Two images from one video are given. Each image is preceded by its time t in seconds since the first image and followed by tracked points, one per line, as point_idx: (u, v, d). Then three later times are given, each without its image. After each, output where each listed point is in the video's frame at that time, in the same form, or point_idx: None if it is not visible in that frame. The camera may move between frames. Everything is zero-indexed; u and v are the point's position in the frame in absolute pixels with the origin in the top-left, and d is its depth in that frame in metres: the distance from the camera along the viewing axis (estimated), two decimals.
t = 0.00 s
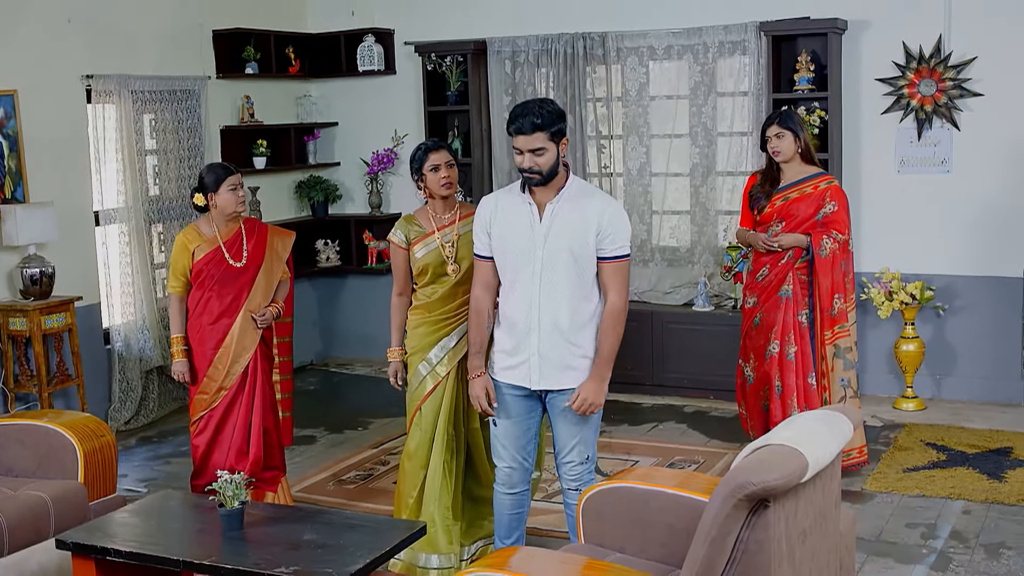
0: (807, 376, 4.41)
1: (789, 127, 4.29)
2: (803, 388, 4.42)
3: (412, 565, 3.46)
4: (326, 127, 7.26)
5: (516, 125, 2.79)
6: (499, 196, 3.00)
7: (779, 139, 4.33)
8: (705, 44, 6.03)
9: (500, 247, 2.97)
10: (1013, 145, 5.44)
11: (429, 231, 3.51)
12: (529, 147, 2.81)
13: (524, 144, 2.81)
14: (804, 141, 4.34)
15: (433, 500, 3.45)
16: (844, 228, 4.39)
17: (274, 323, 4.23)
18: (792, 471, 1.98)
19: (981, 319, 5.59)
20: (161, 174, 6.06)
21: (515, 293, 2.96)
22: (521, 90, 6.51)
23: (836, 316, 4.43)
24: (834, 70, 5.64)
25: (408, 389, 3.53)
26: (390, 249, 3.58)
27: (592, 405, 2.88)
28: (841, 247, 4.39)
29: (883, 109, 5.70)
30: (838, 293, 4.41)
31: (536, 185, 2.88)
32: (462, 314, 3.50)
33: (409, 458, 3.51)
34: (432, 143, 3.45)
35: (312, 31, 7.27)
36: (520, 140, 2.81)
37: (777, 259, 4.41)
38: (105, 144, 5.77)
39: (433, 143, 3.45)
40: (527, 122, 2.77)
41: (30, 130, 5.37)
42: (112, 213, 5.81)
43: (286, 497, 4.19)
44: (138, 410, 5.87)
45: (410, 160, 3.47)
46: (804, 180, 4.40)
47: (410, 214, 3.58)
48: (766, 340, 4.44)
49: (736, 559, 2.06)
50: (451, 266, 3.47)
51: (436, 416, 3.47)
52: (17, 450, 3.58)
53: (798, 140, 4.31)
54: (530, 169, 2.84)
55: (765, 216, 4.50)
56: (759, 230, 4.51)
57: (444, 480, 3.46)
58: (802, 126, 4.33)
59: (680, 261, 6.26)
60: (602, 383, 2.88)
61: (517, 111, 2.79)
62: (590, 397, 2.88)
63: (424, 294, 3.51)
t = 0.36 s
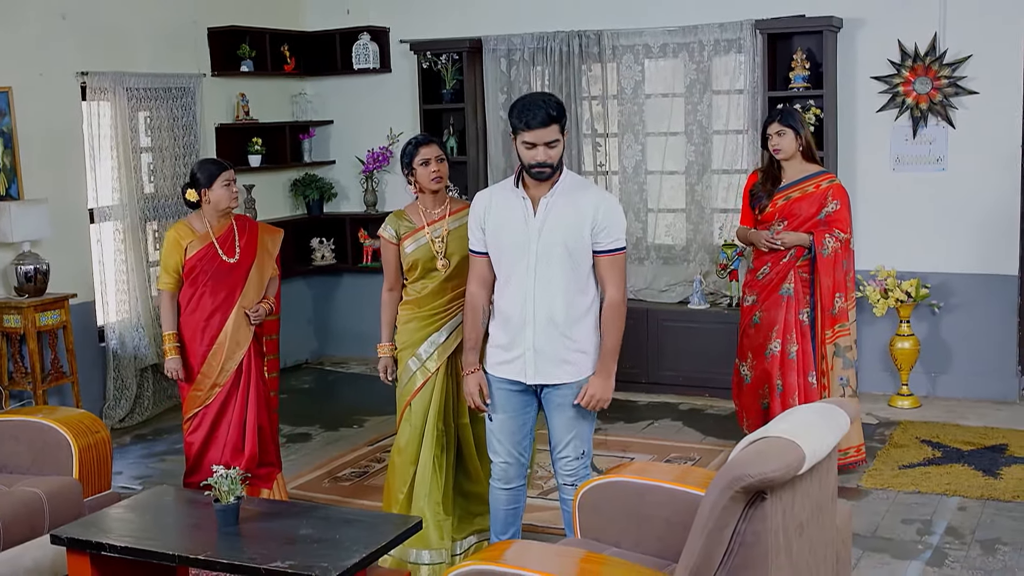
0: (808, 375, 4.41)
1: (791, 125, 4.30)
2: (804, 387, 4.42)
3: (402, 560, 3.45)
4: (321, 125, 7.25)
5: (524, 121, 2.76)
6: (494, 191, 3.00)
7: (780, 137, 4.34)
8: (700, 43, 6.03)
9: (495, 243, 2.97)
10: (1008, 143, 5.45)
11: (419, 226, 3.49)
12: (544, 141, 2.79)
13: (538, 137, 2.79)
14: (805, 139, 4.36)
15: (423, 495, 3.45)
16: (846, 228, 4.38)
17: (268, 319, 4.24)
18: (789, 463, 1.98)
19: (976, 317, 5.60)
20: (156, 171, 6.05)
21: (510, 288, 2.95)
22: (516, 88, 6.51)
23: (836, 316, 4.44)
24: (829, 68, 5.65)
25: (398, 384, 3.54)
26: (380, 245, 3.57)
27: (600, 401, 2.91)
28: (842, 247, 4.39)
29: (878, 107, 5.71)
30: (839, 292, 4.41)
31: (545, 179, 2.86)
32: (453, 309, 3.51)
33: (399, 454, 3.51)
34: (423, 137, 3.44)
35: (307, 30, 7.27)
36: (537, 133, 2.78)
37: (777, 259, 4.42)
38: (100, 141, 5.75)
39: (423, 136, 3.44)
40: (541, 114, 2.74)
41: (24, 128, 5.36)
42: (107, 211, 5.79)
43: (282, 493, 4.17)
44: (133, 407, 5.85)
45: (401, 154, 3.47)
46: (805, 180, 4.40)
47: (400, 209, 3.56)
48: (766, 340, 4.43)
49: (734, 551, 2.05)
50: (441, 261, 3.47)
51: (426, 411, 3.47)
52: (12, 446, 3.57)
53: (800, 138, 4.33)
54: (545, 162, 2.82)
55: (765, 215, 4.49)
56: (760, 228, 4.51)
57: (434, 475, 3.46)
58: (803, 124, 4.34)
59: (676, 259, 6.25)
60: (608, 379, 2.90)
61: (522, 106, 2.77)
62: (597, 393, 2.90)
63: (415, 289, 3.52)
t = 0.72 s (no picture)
0: (809, 373, 4.40)
1: (786, 122, 4.28)
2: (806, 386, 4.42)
3: (396, 556, 3.44)
4: (316, 123, 7.24)
5: (530, 110, 2.76)
6: (489, 184, 3.00)
7: (774, 133, 4.32)
8: (695, 40, 6.03)
9: (491, 235, 2.97)
10: (1004, 140, 5.46)
11: (409, 221, 3.49)
12: (551, 132, 2.79)
13: (544, 128, 2.78)
14: (799, 137, 4.33)
15: (416, 489, 3.45)
16: (843, 227, 4.37)
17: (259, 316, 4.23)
18: (786, 453, 1.98)
19: (971, 313, 5.61)
20: (150, 169, 6.04)
21: (507, 281, 2.96)
22: (512, 85, 6.51)
23: (834, 316, 4.43)
24: (824, 65, 5.66)
25: (389, 380, 3.54)
26: (368, 240, 3.57)
27: (578, 388, 2.89)
28: (840, 246, 4.37)
29: (873, 103, 5.71)
30: (837, 293, 4.40)
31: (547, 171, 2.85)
32: (443, 304, 3.50)
33: (390, 450, 3.51)
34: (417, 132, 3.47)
35: (302, 27, 7.26)
36: (543, 124, 2.77)
37: (776, 258, 4.39)
38: (94, 138, 5.73)
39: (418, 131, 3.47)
40: (548, 105, 2.75)
41: (18, 125, 5.35)
42: (101, 209, 5.78)
43: (278, 488, 4.16)
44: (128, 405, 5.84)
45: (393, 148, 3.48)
46: (801, 178, 4.38)
47: (390, 204, 3.56)
48: (765, 339, 4.44)
49: (731, 542, 2.05)
50: (430, 257, 3.47)
51: (417, 406, 3.47)
52: (6, 442, 3.56)
53: (794, 136, 4.31)
54: (550, 153, 2.81)
55: (761, 215, 4.46)
56: (755, 228, 4.48)
57: (427, 469, 3.46)
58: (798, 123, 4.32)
59: (671, 256, 6.25)
60: (589, 366, 2.90)
61: (528, 96, 2.77)
62: (576, 380, 2.89)
63: (404, 285, 3.51)
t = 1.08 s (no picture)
0: (801, 378, 4.33)
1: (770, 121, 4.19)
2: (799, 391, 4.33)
3: (399, 553, 3.42)
4: (312, 122, 7.23)
5: (530, 103, 2.76)
6: (485, 178, 3.00)
7: (757, 132, 4.22)
8: (691, 38, 6.03)
9: (487, 229, 2.97)
10: (999, 138, 5.47)
11: (405, 216, 3.47)
12: (550, 124, 2.79)
13: (544, 121, 2.79)
14: (782, 136, 4.23)
15: (419, 486, 3.45)
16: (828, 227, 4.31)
17: (252, 313, 4.22)
18: (785, 445, 1.97)
19: (966, 311, 5.62)
20: (147, 167, 6.03)
21: (505, 275, 2.96)
22: (508, 84, 6.51)
23: (822, 318, 4.36)
24: (820, 63, 5.66)
25: (386, 377, 3.53)
26: (359, 234, 3.51)
27: (593, 386, 2.91)
28: (825, 247, 4.31)
29: (869, 102, 5.71)
30: (823, 294, 4.34)
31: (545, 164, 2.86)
32: (440, 299, 3.51)
33: (391, 448, 3.51)
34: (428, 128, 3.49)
35: (298, 27, 7.25)
36: (542, 116, 2.78)
37: (762, 261, 4.27)
38: (90, 137, 5.72)
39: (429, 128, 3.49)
40: (548, 97, 2.75)
41: (13, 122, 5.34)
42: (97, 207, 5.77)
43: (274, 485, 4.14)
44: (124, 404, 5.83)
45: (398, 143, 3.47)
46: (785, 178, 4.28)
47: (383, 200, 3.52)
48: (756, 347, 4.31)
49: (729, 535, 2.05)
50: (430, 250, 3.46)
51: (418, 402, 3.48)
52: (1, 438, 3.55)
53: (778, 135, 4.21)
54: (549, 146, 2.82)
55: (745, 216, 4.34)
56: (738, 230, 4.35)
57: (429, 465, 3.46)
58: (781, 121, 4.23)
59: (667, 255, 6.24)
60: (602, 363, 2.91)
61: (528, 89, 2.77)
62: (591, 378, 2.91)
63: (400, 280, 3.49)
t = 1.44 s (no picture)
0: (775, 386, 4.05)
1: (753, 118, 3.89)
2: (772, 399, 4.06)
3: (420, 553, 3.45)
4: (310, 123, 7.23)
5: (526, 98, 2.77)
6: (482, 175, 3.00)
7: (739, 129, 3.92)
8: (689, 39, 6.03)
9: (484, 226, 2.97)
10: (996, 139, 5.47)
11: (408, 213, 3.46)
12: (546, 120, 2.79)
13: (540, 116, 2.78)
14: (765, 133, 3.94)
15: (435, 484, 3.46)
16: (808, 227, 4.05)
17: (248, 312, 4.22)
18: (784, 439, 1.97)
19: (964, 311, 5.62)
20: (144, 168, 6.02)
21: (502, 272, 2.96)
22: (505, 85, 6.51)
23: (799, 323, 4.09)
24: (818, 63, 5.67)
25: (390, 377, 3.50)
26: (359, 230, 3.45)
27: (585, 379, 2.89)
28: (803, 249, 4.04)
29: (867, 102, 5.72)
30: (802, 298, 4.07)
31: (541, 161, 2.86)
32: (439, 297, 3.52)
33: (401, 448, 3.49)
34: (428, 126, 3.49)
35: (296, 28, 7.25)
36: (539, 112, 2.78)
37: (737, 261, 4.02)
38: (87, 137, 5.72)
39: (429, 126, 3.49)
40: (545, 93, 2.76)
41: (11, 122, 5.33)
42: (95, 207, 5.76)
43: (272, 483, 4.15)
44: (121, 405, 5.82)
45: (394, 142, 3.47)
46: (766, 176, 4.01)
47: (383, 197, 3.49)
48: (730, 351, 4.05)
49: (728, 528, 2.05)
50: (433, 247, 3.48)
51: (426, 399, 3.49)
52: None
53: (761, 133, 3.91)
54: (545, 141, 2.82)
55: (723, 213, 4.08)
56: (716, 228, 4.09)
57: (444, 462, 3.48)
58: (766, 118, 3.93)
59: (665, 256, 6.24)
60: (593, 359, 2.90)
61: (524, 85, 2.78)
62: (582, 372, 2.89)
63: (401, 278, 3.48)
